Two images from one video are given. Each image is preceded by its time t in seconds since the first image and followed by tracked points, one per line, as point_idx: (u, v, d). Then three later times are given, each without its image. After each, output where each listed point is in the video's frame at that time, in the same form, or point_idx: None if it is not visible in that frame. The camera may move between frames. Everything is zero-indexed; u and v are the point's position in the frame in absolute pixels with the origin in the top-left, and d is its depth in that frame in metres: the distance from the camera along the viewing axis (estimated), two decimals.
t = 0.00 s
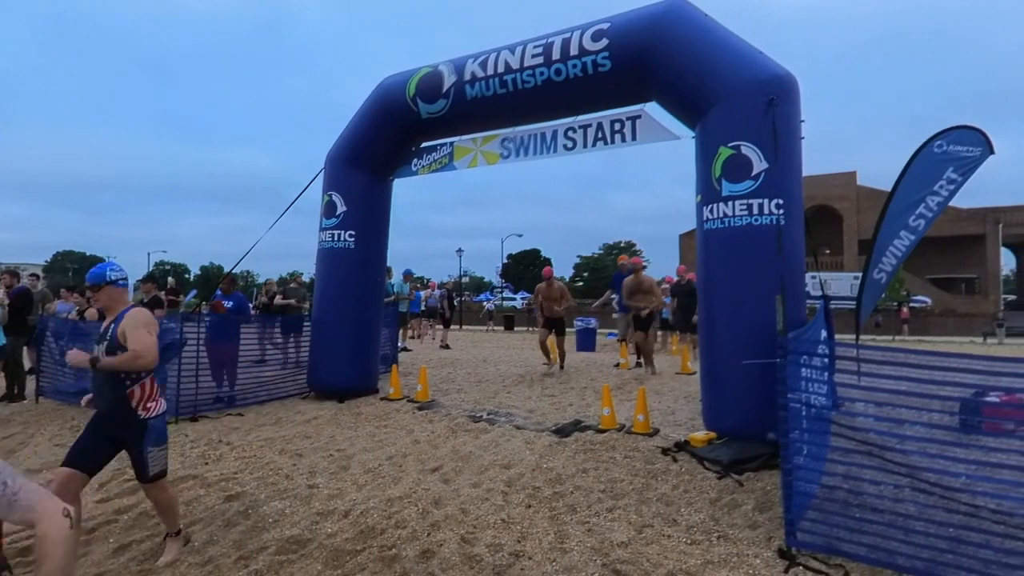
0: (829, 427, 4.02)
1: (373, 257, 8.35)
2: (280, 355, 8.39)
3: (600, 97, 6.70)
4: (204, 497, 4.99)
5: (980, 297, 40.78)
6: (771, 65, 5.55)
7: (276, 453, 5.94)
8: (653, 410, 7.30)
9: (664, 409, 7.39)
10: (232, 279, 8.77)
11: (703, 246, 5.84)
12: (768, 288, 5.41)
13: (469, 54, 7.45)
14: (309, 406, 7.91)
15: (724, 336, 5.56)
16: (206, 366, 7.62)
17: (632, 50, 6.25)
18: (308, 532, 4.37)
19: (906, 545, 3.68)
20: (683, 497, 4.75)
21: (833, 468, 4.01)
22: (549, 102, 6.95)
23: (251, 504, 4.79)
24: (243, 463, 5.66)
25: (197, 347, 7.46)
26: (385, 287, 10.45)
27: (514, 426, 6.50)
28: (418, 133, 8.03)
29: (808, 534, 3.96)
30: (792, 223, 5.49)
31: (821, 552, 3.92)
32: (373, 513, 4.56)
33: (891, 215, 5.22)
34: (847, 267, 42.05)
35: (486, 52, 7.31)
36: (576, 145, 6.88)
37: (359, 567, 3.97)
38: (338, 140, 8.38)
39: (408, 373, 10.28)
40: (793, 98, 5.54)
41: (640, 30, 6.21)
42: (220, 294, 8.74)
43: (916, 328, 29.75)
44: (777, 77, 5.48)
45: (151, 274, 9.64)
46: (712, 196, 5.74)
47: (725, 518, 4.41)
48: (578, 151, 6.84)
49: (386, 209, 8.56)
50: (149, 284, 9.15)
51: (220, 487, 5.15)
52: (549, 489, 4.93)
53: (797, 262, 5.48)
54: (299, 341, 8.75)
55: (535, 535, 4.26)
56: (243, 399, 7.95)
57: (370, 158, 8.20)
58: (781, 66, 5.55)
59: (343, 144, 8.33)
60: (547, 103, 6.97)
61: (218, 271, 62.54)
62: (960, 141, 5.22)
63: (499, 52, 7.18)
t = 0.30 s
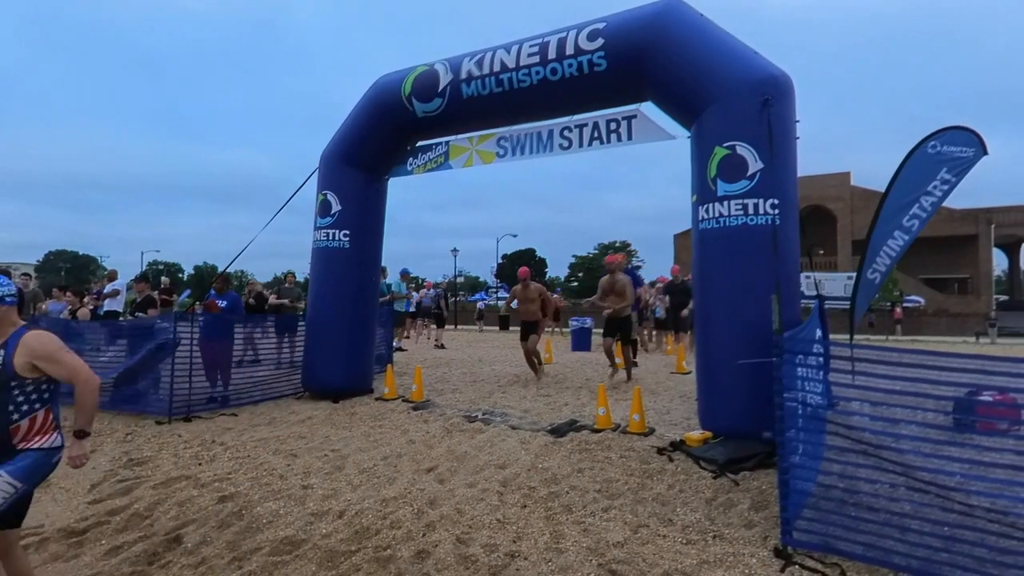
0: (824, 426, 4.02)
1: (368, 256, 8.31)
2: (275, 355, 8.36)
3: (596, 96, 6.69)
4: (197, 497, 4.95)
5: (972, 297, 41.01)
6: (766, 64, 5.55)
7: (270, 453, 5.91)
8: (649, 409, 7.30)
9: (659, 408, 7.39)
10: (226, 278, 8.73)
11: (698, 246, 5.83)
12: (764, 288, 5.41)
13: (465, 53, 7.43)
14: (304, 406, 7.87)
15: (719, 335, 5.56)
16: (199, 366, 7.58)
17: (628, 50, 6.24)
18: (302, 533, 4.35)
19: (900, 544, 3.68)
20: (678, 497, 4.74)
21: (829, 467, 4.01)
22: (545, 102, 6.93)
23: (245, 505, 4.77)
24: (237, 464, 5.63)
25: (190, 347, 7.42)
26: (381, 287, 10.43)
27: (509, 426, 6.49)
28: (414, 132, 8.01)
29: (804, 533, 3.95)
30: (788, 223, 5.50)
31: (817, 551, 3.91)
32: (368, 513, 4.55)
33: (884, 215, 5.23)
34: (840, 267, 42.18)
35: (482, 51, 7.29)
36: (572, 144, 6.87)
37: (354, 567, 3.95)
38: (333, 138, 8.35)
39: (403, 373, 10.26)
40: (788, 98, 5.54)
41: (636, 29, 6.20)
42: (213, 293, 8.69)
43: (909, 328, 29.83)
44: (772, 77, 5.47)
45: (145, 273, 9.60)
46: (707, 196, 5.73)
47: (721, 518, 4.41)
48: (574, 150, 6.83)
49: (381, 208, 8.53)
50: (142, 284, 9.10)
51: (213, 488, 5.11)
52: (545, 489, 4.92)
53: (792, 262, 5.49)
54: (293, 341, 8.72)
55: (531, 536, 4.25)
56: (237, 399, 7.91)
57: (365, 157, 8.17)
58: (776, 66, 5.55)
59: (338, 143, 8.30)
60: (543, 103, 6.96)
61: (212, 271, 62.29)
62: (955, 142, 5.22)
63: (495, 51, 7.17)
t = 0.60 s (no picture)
0: (822, 424, 4.03)
1: (366, 256, 8.30)
2: (272, 354, 8.34)
3: (595, 96, 6.69)
4: (194, 497, 4.93)
5: (968, 297, 41.12)
6: (763, 64, 5.56)
7: (268, 453, 5.90)
8: (647, 409, 7.30)
9: (657, 408, 7.38)
10: (223, 278, 8.71)
11: (697, 245, 5.84)
12: (762, 287, 5.41)
13: (463, 53, 7.42)
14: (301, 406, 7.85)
15: (718, 334, 5.56)
16: (197, 366, 7.56)
17: (626, 49, 6.24)
18: (300, 532, 4.34)
19: (899, 542, 3.69)
20: (677, 496, 4.73)
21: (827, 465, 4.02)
22: (543, 101, 6.93)
23: (242, 505, 4.75)
24: (234, 463, 5.62)
25: (187, 347, 7.40)
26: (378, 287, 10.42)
27: (507, 425, 6.48)
28: (412, 132, 7.99)
29: (802, 531, 3.95)
30: (786, 223, 5.50)
31: (816, 549, 3.91)
32: (367, 512, 4.53)
33: (882, 215, 5.24)
34: (837, 267, 42.25)
35: (481, 50, 7.29)
36: (570, 144, 6.86)
37: (352, 567, 3.94)
38: (330, 138, 8.35)
39: (401, 373, 10.24)
40: (786, 98, 5.54)
41: (635, 29, 6.20)
42: (210, 293, 8.68)
43: (905, 328, 29.88)
44: (770, 77, 5.48)
45: (141, 273, 9.57)
46: (705, 195, 5.73)
47: (720, 517, 4.40)
48: (572, 149, 6.83)
49: (379, 208, 8.53)
50: (139, 283, 9.08)
51: (210, 488, 5.09)
52: (543, 488, 4.91)
53: (790, 261, 5.49)
54: (291, 341, 8.70)
55: (530, 535, 4.24)
56: (234, 399, 7.89)
57: (363, 157, 8.16)
58: (774, 66, 5.56)
59: (335, 143, 8.29)
60: (541, 102, 6.95)
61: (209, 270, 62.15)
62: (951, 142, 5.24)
63: (493, 50, 7.16)
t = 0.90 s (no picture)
0: (823, 424, 4.03)
1: (366, 256, 8.30)
2: (272, 354, 8.34)
3: (595, 95, 6.69)
4: (194, 497, 4.93)
5: (968, 297, 41.11)
6: (764, 64, 5.55)
7: (268, 452, 5.90)
8: (647, 408, 7.29)
9: (658, 407, 7.38)
10: (223, 278, 8.71)
11: (697, 245, 5.84)
12: (762, 287, 5.41)
13: (464, 52, 7.42)
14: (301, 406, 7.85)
15: (718, 334, 5.56)
16: (197, 366, 7.56)
17: (627, 49, 6.24)
18: (301, 531, 4.34)
19: (899, 541, 3.69)
20: (677, 495, 4.73)
21: (828, 464, 4.02)
22: (544, 100, 6.92)
23: (243, 504, 4.75)
24: (234, 463, 5.61)
25: (187, 346, 7.39)
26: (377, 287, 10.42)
27: (507, 425, 6.47)
28: (412, 131, 7.99)
29: (803, 530, 3.95)
30: (786, 222, 5.50)
31: (816, 548, 3.91)
32: (367, 512, 4.53)
33: (881, 215, 5.24)
34: (837, 267, 42.24)
35: (481, 50, 7.28)
36: (571, 143, 6.86)
37: (353, 566, 3.93)
38: (330, 138, 8.34)
39: (401, 373, 10.24)
40: (786, 97, 5.54)
41: (635, 29, 6.20)
42: (210, 292, 8.67)
43: (905, 328, 29.85)
44: (770, 77, 5.48)
45: (141, 273, 9.56)
46: (705, 195, 5.73)
47: (720, 516, 4.40)
48: (573, 149, 6.83)
49: (379, 208, 8.52)
50: (139, 283, 9.07)
51: (210, 487, 5.09)
52: (544, 488, 4.91)
53: (790, 261, 5.49)
54: (291, 340, 8.70)
55: (530, 534, 4.24)
56: (234, 398, 7.89)
57: (363, 157, 8.16)
58: (774, 66, 5.55)
59: (335, 143, 8.28)
60: (542, 101, 6.94)
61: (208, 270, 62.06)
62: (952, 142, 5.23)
63: (494, 49, 7.16)
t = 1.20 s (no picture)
0: (825, 424, 4.03)
1: (368, 256, 8.31)
2: (275, 354, 8.37)
3: (597, 95, 6.69)
4: (197, 497, 4.94)
5: (972, 297, 41.04)
6: (766, 64, 5.55)
7: (270, 452, 5.91)
8: (649, 409, 7.30)
9: (660, 407, 7.38)
10: (225, 278, 8.73)
11: (699, 245, 5.84)
12: (763, 287, 5.41)
13: (466, 53, 7.43)
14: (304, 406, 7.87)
15: (720, 334, 5.56)
16: (200, 366, 7.58)
17: (629, 49, 6.24)
18: (303, 531, 4.35)
19: (901, 542, 3.69)
20: (679, 496, 4.74)
21: (830, 465, 4.02)
22: (546, 100, 6.93)
23: (245, 504, 4.76)
24: (237, 463, 5.63)
25: (190, 346, 7.41)
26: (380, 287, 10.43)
27: (510, 425, 6.48)
28: (414, 132, 8.00)
29: (805, 530, 3.96)
30: (789, 222, 5.50)
31: (818, 549, 3.91)
32: (369, 512, 4.54)
33: (884, 215, 5.23)
34: (841, 267, 42.16)
35: (484, 50, 7.29)
36: (573, 144, 6.87)
37: (354, 566, 3.94)
38: (333, 139, 8.36)
39: (403, 373, 10.26)
40: (788, 97, 5.54)
41: (637, 29, 6.20)
42: (213, 292, 8.70)
43: (909, 328, 29.77)
44: (772, 76, 5.47)
45: (145, 273, 9.59)
46: (707, 195, 5.74)
47: (722, 517, 4.41)
48: (575, 149, 6.83)
49: (382, 208, 8.54)
50: (142, 283, 9.10)
51: (213, 487, 5.11)
52: (545, 488, 4.92)
53: (792, 261, 5.48)
54: (294, 340, 8.72)
55: (532, 534, 4.25)
56: (237, 398, 7.92)
57: (365, 157, 8.17)
58: (776, 66, 5.55)
59: (338, 143, 8.30)
60: (544, 101, 6.95)
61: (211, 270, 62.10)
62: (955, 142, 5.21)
63: (496, 50, 7.16)
